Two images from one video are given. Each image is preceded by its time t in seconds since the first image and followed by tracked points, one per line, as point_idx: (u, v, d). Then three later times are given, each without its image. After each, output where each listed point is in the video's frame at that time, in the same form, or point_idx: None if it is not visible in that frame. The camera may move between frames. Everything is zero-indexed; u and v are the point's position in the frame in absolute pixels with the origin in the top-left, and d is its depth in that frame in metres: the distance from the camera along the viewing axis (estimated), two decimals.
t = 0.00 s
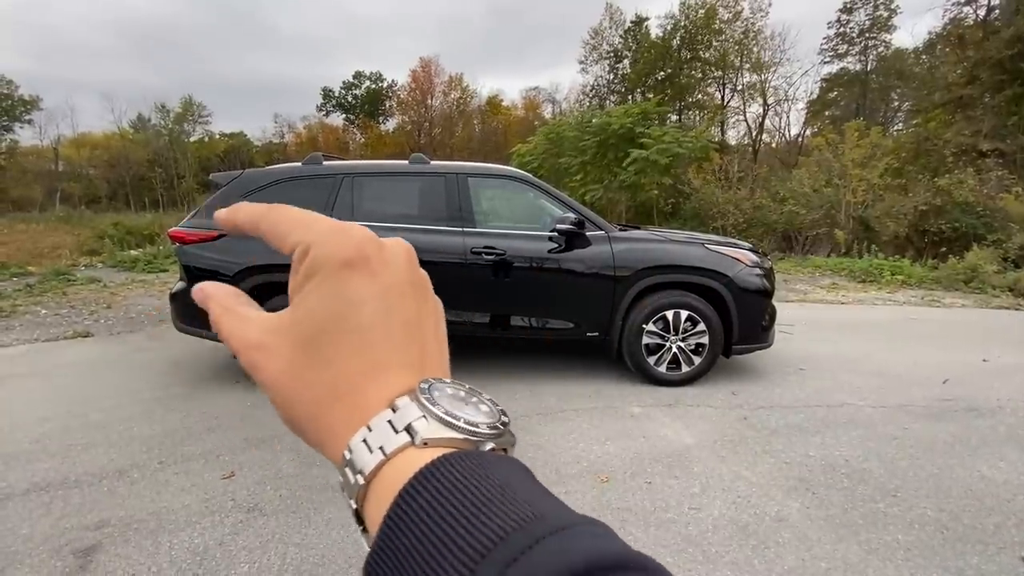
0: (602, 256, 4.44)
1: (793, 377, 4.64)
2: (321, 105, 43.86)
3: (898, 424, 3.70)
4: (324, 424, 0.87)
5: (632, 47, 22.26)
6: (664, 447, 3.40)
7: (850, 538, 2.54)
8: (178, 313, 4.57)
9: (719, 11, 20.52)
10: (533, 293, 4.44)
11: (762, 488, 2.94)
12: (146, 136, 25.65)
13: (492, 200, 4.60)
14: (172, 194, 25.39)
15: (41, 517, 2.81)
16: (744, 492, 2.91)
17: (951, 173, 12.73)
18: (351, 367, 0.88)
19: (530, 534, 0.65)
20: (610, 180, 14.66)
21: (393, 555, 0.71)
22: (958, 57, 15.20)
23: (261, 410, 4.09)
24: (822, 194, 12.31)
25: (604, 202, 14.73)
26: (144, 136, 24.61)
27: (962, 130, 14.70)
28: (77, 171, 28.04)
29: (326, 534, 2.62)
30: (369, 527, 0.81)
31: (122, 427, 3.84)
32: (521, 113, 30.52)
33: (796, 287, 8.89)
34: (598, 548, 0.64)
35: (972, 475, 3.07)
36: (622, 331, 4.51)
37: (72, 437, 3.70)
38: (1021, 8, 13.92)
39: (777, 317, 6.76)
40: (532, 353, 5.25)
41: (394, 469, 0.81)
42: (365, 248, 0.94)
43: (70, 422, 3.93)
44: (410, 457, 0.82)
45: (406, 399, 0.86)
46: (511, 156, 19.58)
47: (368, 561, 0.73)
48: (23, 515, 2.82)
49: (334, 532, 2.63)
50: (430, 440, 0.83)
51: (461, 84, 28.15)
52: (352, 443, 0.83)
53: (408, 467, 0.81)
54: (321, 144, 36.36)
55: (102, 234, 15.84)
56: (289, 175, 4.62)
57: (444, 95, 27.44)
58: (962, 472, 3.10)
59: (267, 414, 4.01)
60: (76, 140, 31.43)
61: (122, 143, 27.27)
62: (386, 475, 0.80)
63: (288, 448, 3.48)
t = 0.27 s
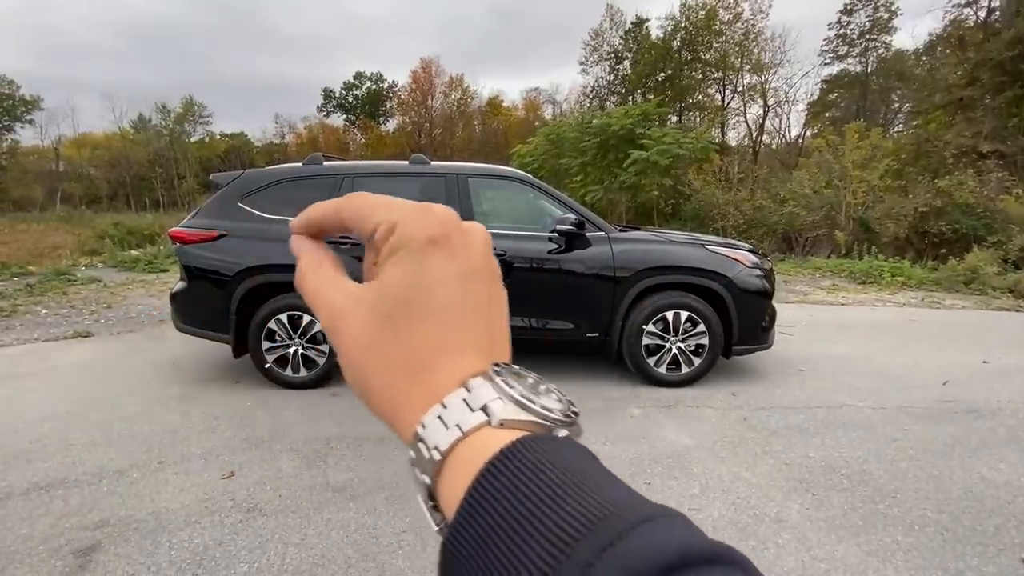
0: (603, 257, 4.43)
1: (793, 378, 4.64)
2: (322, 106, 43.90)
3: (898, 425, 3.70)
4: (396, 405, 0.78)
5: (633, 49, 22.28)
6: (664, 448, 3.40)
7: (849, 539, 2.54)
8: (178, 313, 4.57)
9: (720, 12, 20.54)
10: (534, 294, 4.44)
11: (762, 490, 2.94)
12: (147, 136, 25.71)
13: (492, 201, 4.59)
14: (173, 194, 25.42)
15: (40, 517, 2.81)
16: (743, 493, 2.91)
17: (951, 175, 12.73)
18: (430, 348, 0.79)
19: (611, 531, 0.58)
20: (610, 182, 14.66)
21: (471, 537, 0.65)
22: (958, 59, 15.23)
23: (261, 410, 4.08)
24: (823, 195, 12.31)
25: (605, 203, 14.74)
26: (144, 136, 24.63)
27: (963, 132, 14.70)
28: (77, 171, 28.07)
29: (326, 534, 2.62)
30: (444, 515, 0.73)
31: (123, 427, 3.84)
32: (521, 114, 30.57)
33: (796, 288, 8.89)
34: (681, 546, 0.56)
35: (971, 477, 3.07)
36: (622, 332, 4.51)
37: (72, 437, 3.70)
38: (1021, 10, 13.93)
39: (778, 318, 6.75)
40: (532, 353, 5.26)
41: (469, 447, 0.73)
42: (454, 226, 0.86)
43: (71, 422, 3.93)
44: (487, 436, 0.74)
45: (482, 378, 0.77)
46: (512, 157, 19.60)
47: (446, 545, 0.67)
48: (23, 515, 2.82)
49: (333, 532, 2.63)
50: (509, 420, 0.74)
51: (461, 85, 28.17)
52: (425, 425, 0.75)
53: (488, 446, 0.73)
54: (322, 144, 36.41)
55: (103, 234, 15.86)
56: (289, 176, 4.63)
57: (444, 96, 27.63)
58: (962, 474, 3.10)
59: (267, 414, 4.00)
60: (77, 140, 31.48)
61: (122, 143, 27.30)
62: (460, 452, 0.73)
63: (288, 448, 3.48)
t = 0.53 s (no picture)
0: (603, 259, 4.43)
1: (793, 381, 4.64)
2: (322, 107, 43.99)
3: (897, 428, 3.70)
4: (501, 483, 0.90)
5: (633, 50, 22.32)
6: (663, 450, 3.40)
7: (849, 542, 2.54)
8: (178, 315, 4.58)
9: (720, 14, 20.64)
10: (534, 296, 4.45)
11: (761, 492, 2.94)
12: (147, 137, 25.74)
13: (493, 203, 4.59)
14: (173, 195, 25.45)
15: (40, 519, 2.80)
16: (743, 496, 2.91)
17: (951, 177, 12.74)
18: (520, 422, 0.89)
19: None
20: (610, 183, 14.69)
21: None
22: (958, 61, 15.26)
23: (261, 412, 4.08)
24: (822, 197, 12.31)
25: (604, 205, 14.78)
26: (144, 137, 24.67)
27: (962, 134, 14.72)
28: (78, 171, 28.12)
29: (326, 537, 2.62)
30: None
31: (122, 428, 3.84)
32: (521, 116, 30.64)
33: (795, 290, 8.90)
34: None
35: (971, 479, 3.07)
36: (622, 334, 4.52)
37: (72, 438, 3.70)
38: (1021, 12, 13.96)
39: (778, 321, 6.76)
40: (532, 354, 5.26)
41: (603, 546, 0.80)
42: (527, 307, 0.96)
43: (71, 423, 3.93)
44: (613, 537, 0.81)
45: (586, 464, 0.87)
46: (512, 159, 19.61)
47: None
48: (23, 517, 2.82)
49: (333, 534, 2.63)
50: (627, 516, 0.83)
51: (462, 87, 28.22)
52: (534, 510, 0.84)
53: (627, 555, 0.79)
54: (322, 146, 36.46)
55: (103, 235, 15.89)
56: (291, 177, 4.63)
57: (444, 97, 27.75)
58: (962, 476, 3.10)
59: (267, 416, 4.01)
60: (78, 142, 31.54)
61: (123, 144, 27.35)
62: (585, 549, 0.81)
63: (288, 450, 3.49)
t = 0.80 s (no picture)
0: (602, 260, 4.43)
1: (793, 382, 4.63)
2: (322, 109, 44.06)
3: (897, 430, 3.70)
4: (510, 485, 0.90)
5: (632, 53, 22.37)
6: (664, 452, 3.40)
7: (849, 544, 2.53)
8: (178, 316, 4.58)
9: (719, 18, 20.71)
10: (534, 298, 4.45)
11: (761, 494, 2.94)
12: (148, 140, 25.79)
13: (493, 204, 4.58)
14: (173, 198, 25.47)
15: (38, 520, 2.80)
16: (743, 498, 2.90)
17: (951, 179, 12.74)
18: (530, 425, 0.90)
19: None
20: (610, 186, 14.71)
21: None
22: (957, 64, 15.29)
23: (260, 414, 4.08)
24: (822, 199, 12.31)
25: (604, 207, 14.82)
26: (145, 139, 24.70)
27: (961, 136, 14.74)
28: (78, 174, 28.17)
29: (324, 538, 2.61)
30: None
31: (121, 430, 3.84)
32: (521, 119, 30.72)
33: (795, 292, 8.90)
34: None
35: (972, 481, 3.06)
36: (622, 336, 4.51)
37: (71, 440, 3.70)
38: (1020, 15, 13.99)
39: (778, 322, 6.75)
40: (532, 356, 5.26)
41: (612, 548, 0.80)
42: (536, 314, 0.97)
43: (70, 425, 3.93)
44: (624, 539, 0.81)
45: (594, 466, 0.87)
46: (512, 162, 19.62)
47: None
48: (21, 518, 2.82)
49: (332, 536, 2.62)
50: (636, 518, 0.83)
51: (461, 89, 28.27)
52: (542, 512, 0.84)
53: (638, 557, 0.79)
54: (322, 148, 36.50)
55: (104, 237, 15.90)
56: (291, 179, 4.63)
57: (444, 100, 27.82)
58: (962, 478, 3.10)
59: (267, 418, 4.00)
60: (79, 144, 31.59)
61: (123, 146, 27.39)
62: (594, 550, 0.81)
63: (287, 452, 3.48)
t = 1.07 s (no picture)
0: (603, 263, 4.42)
1: (794, 386, 4.61)
2: (323, 113, 44.14)
3: (898, 434, 3.68)
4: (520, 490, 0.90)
5: (632, 57, 22.41)
6: (664, 455, 3.38)
7: (851, 549, 2.51)
8: (177, 319, 4.56)
9: (718, 22, 20.79)
10: (534, 301, 4.44)
11: (762, 498, 2.92)
12: (148, 143, 25.82)
13: (493, 207, 4.57)
14: (173, 201, 25.48)
15: (35, 524, 2.78)
16: (744, 502, 2.89)
17: (950, 182, 12.74)
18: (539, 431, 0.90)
19: None
20: (610, 189, 14.72)
21: None
22: (956, 67, 15.33)
23: (259, 417, 4.06)
24: (822, 202, 12.29)
25: (604, 210, 14.82)
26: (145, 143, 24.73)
27: (960, 140, 14.75)
28: (78, 177, 28.20)
29: (323, 543, 2.59)
30: None
31: (119, 433, 3.82)
32: (521, 122, 30.79)
33: (796, 295, 8.88)
34: None
35: (974, 485, 3.05)
36: (622, 339, 4.50)
37: (69, 443, 3.68)
38: (1018, 19, 14.03)
39: (778, 325, 6.73)
40: (532, 360, 5.24)
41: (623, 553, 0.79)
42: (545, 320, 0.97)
43: (68, 429, 3.91)
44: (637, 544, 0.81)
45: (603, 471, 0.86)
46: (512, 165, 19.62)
47: None
48: (18, 523, 2.80)
49: (331, 541, 2.61)
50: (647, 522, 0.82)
51: (461, 93, 28.33)
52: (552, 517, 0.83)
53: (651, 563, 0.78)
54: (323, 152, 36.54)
55: (103, 240, 15.89)
56: (291, 182, 4.63)
57: (444, 103, 27.88)
58: (964, 482, 3.08)
59: (266, 422, 3.99)
60: (79, 147, 31.60)
61: (123, 150, 27.41)
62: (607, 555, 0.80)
63: (286, 455, 3.46)
